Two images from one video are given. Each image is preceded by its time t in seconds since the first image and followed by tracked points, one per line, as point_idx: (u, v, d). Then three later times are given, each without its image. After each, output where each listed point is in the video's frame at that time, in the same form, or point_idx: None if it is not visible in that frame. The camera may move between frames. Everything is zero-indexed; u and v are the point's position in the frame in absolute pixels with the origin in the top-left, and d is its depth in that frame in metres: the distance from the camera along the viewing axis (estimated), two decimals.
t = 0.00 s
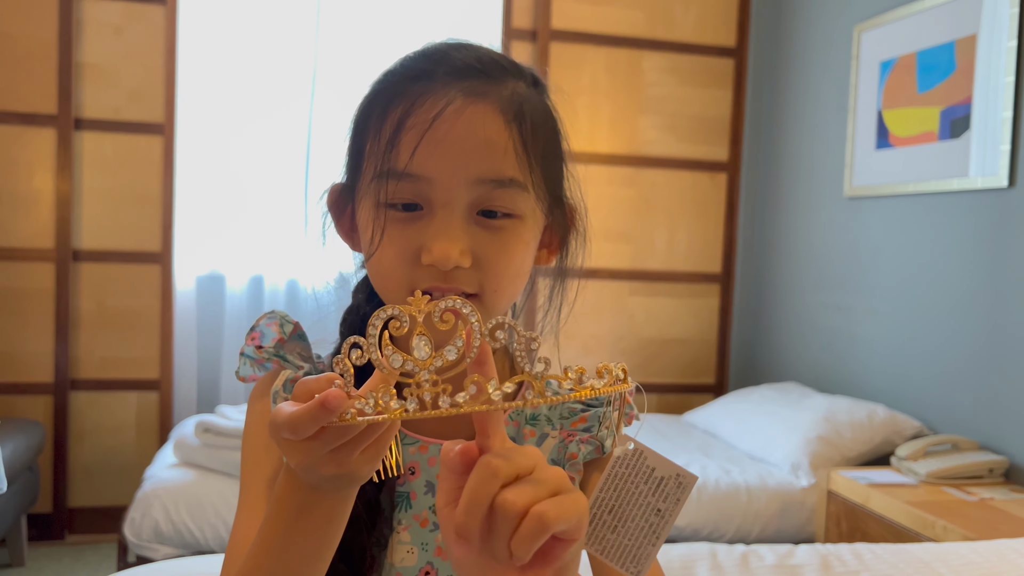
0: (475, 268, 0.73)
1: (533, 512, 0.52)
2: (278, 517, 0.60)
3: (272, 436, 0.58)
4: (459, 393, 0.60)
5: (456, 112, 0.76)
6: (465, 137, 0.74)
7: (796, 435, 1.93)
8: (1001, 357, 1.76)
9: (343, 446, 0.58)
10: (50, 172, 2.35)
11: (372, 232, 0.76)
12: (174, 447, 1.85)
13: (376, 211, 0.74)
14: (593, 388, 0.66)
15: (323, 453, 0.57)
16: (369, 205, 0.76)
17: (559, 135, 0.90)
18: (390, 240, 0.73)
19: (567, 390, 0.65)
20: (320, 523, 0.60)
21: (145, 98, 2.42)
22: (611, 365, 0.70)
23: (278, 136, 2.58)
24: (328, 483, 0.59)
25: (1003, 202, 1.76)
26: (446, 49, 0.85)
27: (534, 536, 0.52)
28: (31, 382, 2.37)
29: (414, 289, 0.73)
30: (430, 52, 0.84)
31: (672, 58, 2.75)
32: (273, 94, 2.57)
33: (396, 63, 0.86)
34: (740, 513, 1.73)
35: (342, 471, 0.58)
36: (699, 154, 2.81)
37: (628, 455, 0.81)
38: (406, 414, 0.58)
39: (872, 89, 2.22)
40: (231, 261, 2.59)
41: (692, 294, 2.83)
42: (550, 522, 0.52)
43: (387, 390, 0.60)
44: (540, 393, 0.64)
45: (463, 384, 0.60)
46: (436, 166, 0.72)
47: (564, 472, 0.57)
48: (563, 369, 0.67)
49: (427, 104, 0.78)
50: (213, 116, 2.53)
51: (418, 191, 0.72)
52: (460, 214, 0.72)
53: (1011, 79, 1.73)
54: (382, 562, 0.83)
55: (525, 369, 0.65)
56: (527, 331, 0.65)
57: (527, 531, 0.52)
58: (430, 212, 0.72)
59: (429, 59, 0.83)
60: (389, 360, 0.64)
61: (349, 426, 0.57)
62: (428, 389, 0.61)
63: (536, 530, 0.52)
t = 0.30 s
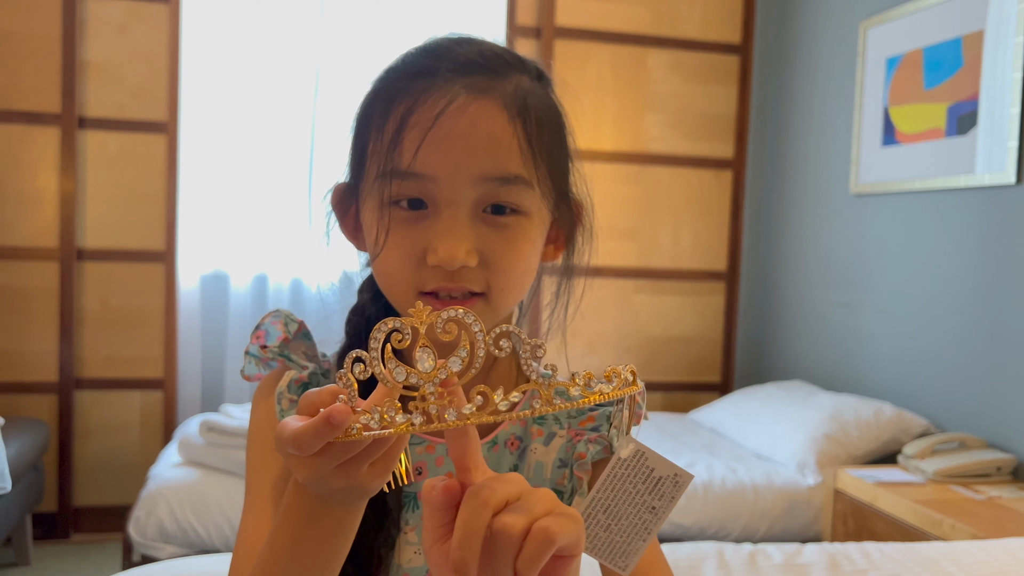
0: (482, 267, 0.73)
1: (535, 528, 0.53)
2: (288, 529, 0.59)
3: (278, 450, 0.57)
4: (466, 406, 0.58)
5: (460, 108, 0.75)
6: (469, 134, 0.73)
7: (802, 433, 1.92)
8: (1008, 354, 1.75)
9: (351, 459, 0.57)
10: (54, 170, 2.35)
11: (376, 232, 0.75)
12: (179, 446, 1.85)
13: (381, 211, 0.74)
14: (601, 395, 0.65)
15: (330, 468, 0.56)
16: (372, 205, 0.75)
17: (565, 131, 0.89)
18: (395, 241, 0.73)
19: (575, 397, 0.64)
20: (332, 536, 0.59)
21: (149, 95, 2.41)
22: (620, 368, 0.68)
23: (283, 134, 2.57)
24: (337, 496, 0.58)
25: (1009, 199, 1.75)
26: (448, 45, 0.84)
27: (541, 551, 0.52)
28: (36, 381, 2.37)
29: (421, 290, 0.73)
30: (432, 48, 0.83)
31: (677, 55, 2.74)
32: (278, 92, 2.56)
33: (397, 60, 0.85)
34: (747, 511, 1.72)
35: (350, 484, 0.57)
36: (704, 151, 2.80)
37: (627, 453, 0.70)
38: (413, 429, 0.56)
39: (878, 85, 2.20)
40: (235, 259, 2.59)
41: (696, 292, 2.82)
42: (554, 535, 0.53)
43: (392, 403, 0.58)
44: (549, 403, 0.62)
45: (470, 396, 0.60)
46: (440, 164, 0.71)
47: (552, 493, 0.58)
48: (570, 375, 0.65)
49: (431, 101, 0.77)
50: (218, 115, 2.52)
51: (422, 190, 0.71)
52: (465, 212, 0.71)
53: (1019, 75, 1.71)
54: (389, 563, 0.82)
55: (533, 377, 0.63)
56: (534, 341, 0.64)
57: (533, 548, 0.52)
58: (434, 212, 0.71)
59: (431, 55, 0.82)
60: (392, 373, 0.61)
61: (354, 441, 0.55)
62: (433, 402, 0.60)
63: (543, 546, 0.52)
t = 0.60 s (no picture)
0: (487, 268, 0.73)
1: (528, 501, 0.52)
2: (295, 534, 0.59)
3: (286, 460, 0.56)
4: (477, 404, 0.59)
5: (465, 110, 0.75)
6: (474, 135, 0.73)
7: (805, 432, 1.92)
8: (1012, 353, 1.74)
9: (360, 469, 0.56)
10: (56, 170, 2.35)
11: (381, 234, 0.75)
12: (182, 446, 1.85)
13: (386, 213, 0.73)
14: (609, 380, 0.64)
15: (339, 476, 0.55)
16: (377, 206, 0.75)
17: (568, 129, 0.89)
18: (401, 243, 0.73)
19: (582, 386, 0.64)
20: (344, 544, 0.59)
21: (151, 95, 2.41)
22: (624, 353, 0.68)
23: (285, 133, 2.57)
24: (345, 504, 0.57)
25: (1012, 198, 1.75)
26: (451, 44, 0.83)
27: (539, 520, 0.51)
28: (39, 381, 2.37)
29: (427, 291, 0.73)
30: (435, 47, 0.83)
31: (679, 53, 2.73)
32: (280, 92, 2.56)
33: (401, 59, 0.85)
34: (750, 510, 1.72)
35: (360, 494, 0.56)
36: (706, 149, 2.80)
37: (633, 439, 0.67)
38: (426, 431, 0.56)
39: (881, 83, 2.20)
40: (238, 259, 2.59)
41: (699, 291, 2.82)
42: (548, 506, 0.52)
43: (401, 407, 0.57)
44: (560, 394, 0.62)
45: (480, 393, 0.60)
46: (446, 166, 0.71)
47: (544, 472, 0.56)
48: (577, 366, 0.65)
49: (435, 102, 0.76)
50: (221, 115, 2.52)
51: (428, 192, 0.71)
52: (471, 214, 0.71)
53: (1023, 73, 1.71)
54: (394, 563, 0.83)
55: (541, 371, 0.62)
56: (540, 334, 0.62)
57: (530, 520, 0.51)
58: (440, 213, 0.71)
59: (435, 54, 0.81)
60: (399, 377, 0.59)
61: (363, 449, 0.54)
62: (443, 403, 0.58)
63: (540, 515, 0.51)
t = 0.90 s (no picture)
0: (491, 257, 0.72)
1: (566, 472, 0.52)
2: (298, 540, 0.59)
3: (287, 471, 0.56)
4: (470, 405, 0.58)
5: (466, 97, 0.75)
6: (477, 123, 0.73)
7: (807, 431, 1.92)
8: (1013, 350, 1.74)
9: (361, 473, 0.56)
10: (58, 170, 2.35)
11: (384, 225, 0.75)
12: (183, 445, 1.85)
13: (388, 203, 0.73)
14: (603, 370, 0.63)
15: (341, 483, 0.56)
16: (379, 197, 0.75)
17: (566, 121, 0.89)
18: (404, 233, 0.72)
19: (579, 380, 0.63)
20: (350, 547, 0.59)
21: (153, 95, 2.41)
22: (617, 340, 0.67)
23: (286, 133, 2.57)
24: (348, 509, 0.57)
25: (1014, 196, 1.74)
26: (448, 36, 0.83)
27: (578, 489, 0.51)
28: (41, 381, 2.37)
29: (431, 281, 0.72)
30: (432, 39, 0.83)
31: (680, 53, 2.73)
32: (281, 91, 2.56)
33: (398, 52, 0.85)
34: (751, 510, 1.71)
35: (363, 499, 0.56)
36: (707, 149, 2.79)
37: (624, 422, 0.67)
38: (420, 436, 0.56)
39: (882, 82, 2.19)
40: (239, 258, 2.59)
41: (701, 291, 2.82)
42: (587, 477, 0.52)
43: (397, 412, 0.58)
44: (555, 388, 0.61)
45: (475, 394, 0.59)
46: (450, 153, 0.71)
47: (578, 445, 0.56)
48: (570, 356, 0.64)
49: (436, 90, 0.76)
50: (222, 115, 2.53)
51: (432, 180, 0.71)
52: (475, 201, 0.71)
53: None
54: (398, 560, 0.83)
55: (534, 367, 0.61)
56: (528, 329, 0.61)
57: (569, 487, 0.51)
58: (444, 201, 0.71)
59: (433, 46, 0.81)
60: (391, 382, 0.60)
61: (362, 455, 0.55)
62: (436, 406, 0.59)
63: (579, 484, 0.51)
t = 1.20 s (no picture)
0: (489, 262, 0.73)
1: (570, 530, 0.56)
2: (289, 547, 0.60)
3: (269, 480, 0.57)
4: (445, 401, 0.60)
5: (461, 103, 0.75)
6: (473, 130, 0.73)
7: (807, 432, 1.92)
8: (1012, 351, 1.74)
9: (346, 476, 0.57)
10: (59, 171, 2.35)
11: (381, 232, 0.75)
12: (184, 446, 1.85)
13: (385, 210, 0.73)
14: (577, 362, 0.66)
15: (327, 487, 0.57)
16: (376, 204, 0.75)
17: (561, 124, 0.89)
18: (401, 240, 0.72)
19: (551, 371, 0.65)
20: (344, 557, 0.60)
21: (154, 96, 2.41)
22: (593, 331, 0.69)
23: (286, 133, 2.57)
24: (336, 512, 0.58)
25: (1014, 196, 1.74)
26: (442, 41, 0.83)
27: (577, 556, 0.54)
28: (41, 381, 2.37)
29: (429, 287, 0.73)
30: (426, 44, 0.83)
31: (681, 53, 2.73)
32: (281, 93, 2.56)
33: (392, 58, 0.85)
34: (751, 510, 1.72)
35: (349, 502, 0.58)
36: (708, 149, 2.80)
37: (599, 414, 0.65)
38: (397, 435, 0.57)
39: (882, 82, 2.19)
40: (239, 259, 2.59)
41: (701, 291, 2.82)
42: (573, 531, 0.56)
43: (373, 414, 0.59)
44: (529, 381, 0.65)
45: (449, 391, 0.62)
46: (445, 160, 0.71)
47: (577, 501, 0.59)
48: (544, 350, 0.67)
49: (430, 97, 0.77)
50: (222, 116, 2.53)
51: (428, 187, 0.71)
52: (471, 207, 0.71)
53: None
54: (399, 562, 0.81)
55: (508, 362, 0.65)
56: (502, 325, 0.66)
57: (569, 556, 0.54)
58: (441, 208, 0.71)
59: (426, 51, 0.81)
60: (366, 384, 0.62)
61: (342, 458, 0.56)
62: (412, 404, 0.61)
63: (577, 553, 0.54)
